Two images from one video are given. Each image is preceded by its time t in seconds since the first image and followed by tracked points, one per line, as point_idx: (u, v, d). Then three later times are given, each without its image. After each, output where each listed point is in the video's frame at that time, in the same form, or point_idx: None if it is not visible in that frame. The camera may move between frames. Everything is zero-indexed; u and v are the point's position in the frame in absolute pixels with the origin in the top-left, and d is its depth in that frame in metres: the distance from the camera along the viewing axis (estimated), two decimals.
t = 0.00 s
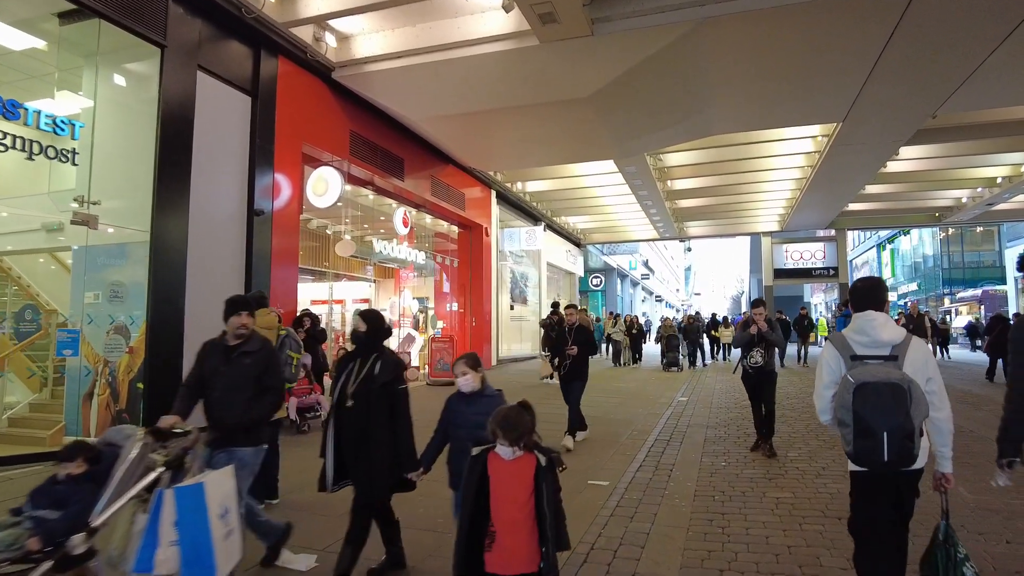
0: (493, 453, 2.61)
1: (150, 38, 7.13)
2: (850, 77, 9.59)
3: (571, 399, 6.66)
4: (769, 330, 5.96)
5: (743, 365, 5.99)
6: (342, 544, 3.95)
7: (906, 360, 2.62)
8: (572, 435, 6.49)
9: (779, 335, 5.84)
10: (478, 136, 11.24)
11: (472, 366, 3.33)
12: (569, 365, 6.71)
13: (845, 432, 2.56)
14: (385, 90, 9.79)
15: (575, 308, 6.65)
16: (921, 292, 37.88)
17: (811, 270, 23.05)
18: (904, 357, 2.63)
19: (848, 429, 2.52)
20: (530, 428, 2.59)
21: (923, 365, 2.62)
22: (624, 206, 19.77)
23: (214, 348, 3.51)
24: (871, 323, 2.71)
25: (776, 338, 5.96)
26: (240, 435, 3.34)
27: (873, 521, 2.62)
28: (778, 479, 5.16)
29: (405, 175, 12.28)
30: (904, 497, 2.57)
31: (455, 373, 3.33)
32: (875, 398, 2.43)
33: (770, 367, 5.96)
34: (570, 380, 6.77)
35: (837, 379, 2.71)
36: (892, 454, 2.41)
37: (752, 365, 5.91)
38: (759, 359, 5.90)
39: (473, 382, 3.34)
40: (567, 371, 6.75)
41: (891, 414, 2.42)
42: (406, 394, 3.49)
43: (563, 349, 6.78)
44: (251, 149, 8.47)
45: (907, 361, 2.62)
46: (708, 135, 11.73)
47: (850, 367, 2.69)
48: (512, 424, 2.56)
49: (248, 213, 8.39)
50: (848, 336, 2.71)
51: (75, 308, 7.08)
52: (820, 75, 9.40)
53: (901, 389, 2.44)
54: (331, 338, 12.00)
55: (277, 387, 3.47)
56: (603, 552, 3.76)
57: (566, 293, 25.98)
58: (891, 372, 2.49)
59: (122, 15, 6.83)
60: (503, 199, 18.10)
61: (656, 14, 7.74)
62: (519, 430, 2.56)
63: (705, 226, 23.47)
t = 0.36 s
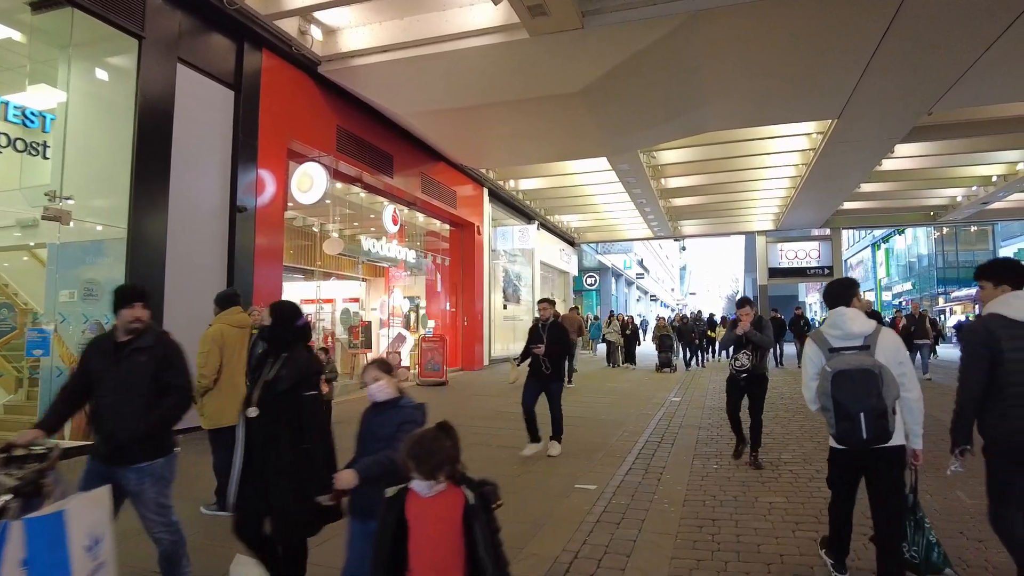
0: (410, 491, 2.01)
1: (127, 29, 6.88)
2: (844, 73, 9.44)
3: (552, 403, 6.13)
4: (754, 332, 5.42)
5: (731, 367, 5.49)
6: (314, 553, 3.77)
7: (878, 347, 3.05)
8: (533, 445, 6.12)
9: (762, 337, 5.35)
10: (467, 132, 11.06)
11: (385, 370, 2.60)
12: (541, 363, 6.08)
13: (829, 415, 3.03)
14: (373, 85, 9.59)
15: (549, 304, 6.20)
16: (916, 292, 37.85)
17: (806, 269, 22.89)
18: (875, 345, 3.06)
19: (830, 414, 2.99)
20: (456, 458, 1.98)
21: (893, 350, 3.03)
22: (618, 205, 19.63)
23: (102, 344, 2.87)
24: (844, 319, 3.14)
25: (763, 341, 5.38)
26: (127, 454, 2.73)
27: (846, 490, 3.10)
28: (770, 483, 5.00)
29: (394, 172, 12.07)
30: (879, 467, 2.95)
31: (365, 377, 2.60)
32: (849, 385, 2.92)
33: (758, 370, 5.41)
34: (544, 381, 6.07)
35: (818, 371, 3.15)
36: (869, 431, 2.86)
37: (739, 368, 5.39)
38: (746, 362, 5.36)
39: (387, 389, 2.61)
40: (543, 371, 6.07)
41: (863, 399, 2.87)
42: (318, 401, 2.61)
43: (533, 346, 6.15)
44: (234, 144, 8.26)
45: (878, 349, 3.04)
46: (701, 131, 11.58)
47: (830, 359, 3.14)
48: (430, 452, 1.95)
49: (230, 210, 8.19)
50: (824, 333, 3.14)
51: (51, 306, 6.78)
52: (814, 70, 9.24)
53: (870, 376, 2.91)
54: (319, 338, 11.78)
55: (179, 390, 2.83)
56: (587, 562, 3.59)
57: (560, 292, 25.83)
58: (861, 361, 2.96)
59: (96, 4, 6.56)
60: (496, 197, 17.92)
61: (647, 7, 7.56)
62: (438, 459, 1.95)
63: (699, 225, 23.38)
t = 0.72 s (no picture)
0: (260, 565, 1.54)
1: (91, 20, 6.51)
2: (831, 70, 9.32)
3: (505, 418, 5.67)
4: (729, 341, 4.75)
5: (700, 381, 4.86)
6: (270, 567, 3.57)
7: (832, 340, 3.42)
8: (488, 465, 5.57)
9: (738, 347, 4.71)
10: (450, 130, 10.86)
11: (235, 384, 2.38)
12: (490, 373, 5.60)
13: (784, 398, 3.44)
14: (351, 82, 9.37)
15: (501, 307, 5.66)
16: (904, 292, 37.95)
17: (794, 270, 22.81)
18: (829, 339, 3.44)
19: (782, 397, 3.41)
20: (324, 513, 1.53)
21: (844, 344, 3.41)
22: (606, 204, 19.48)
23: None
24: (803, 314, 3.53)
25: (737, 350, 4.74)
26: None
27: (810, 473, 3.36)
28: (752, 491, 4.83)
29: (376, 170, 11.86)
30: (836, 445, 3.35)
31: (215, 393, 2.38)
32: (799, 372, 3.33)
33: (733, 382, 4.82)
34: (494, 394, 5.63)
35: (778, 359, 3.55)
36: (814, 412, 3.26)
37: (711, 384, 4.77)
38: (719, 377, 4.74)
39: (233, 409, 2.35)
40: (491, 384, 5.63)
41: (809, 383, 3.28)
42: (157, 425, 2.46)
43: (486, 356, 5.65)
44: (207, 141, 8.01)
45: (832, 342, 3.43)
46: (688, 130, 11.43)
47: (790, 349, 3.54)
48: (278, 524, 1.45)
49: (202, 209, 7.94)
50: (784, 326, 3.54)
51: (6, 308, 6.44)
52: (801, 66, 9.11)
53: (817, 364, 3.31)
54: (299, 339, 11.55)
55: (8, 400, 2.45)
56: None
57: (548, 292, 25.67)
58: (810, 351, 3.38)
59: None
60: (482, 196, 17.72)
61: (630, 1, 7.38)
62: (287, 527, 1.46)
63: (688, 225, 23.29)
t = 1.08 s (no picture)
0: None
1: (54, 9, 6.26)
2: (818, 66, 9.23)
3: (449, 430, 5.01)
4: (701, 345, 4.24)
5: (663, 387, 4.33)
6: None
7: (806, 339, 3.62)
8: (437, 478, 4.85)
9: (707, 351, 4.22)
10: (432, 126, 10.70)
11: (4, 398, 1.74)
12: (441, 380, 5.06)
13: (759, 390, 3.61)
14: (331, 76, 9.18)
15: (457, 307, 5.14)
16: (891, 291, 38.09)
17: (781, 269, 22.76)
18: (803, 337, 3.64)
19: (758, 388, 3.59)
20: None
21: (816, 343, 3.62)
22: (593, 203, 19.36)
23: None
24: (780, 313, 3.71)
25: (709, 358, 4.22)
26: None
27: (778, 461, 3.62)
28: (733, 495, 4.68)
29: (358, 167, 11.66)
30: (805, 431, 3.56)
31: None
32: (778, 367, 3.51)
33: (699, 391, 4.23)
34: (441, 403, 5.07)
35: (754, 353, 3.71)
36: (789, 404, 3.45)
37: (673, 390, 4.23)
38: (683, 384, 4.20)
39: None
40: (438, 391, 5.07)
41: (786, 378, 3.47)
42: None
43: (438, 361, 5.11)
44: (179, 136, 7.78)
45: (805, 340, 3.62)
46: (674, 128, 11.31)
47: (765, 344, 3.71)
48: None
49: (174, 205, 7.72)
50: (761, 323, 3.70)
51: None
52: (787, 62, 9.01)
53: (794, 360, 3.52)
54: (279, 339, 11.34)
55: None
56: None
57: (536, 292, 25.52)
58: (786, 348, 3.57)
59: None
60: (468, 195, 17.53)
61: None
62: None
63: (676, 225, 23.25)
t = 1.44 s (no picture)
0: None
1: None
2: (806, 62, 9.10)
3: (402, 436, 4.53)
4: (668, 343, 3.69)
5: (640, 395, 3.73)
6: None
7: (777, 340, 3.81)
8: (370, 494, 4.49)
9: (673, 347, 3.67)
10: (416, 120, 10.48)
11: None
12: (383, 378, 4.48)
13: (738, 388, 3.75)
14: (311, 68, 8.93)
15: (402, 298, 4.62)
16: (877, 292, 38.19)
17: (768, 269, 22.68)
18: (774, 338, 3.83)
19: (738, 389, 3.72)
20: None
21: (785, 343, 3.82)
22: (580, 202, 19.21)
23: None
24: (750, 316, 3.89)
25: (680, 354, 3.67)
26: None
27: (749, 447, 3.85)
28: (718, 500, 4.51)
29: (338, 163, 11.41)
30: (775, 427, 3.68)
31: None
32: (757, 366, 3.67)
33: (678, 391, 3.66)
34: (386, 406, 4.51)
35: (730, 355, 3.86)
36: (770, 399, 3.61)
37: (651, 399, 3.62)
38: (661, 388, 3.61)
39: None
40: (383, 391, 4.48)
41: (764, 375, 3.63)
42: None
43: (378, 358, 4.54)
44: (151, 128, 7.50)
45: (777, 341, 3.82)
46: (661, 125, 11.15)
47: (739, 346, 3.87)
48: None
49: (145, 198, 7.44)
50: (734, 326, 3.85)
51: None
52: (775, 58, 8.88)
53: (770, 359, 3.69)
54: (257, 338, 11.05)
55: None
56: None
57: (523, 291, 25.34)
58: (762, 347, 3.74)
59: None
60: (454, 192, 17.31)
61: None
62: None
63: (664, 224, 23.16)
